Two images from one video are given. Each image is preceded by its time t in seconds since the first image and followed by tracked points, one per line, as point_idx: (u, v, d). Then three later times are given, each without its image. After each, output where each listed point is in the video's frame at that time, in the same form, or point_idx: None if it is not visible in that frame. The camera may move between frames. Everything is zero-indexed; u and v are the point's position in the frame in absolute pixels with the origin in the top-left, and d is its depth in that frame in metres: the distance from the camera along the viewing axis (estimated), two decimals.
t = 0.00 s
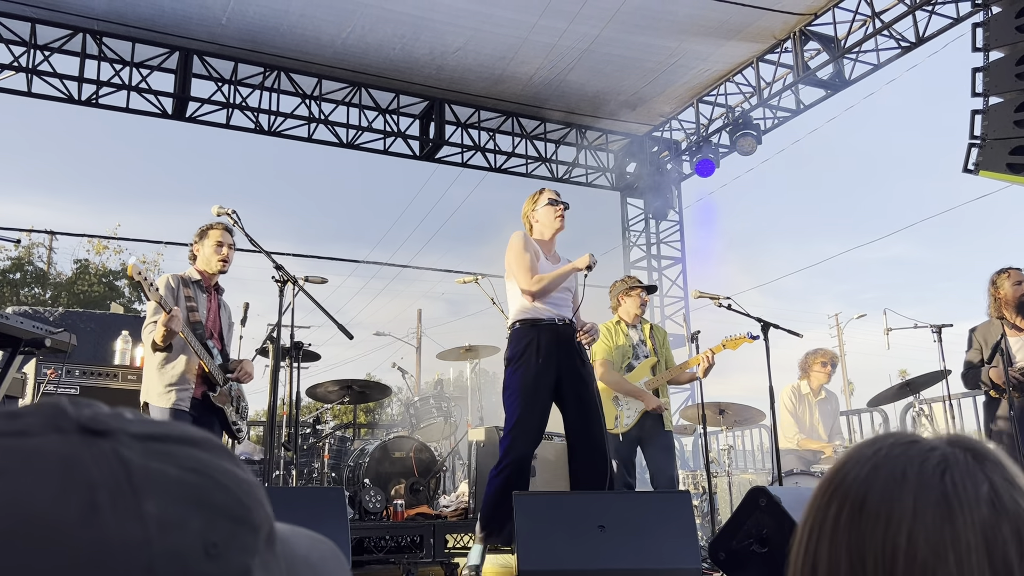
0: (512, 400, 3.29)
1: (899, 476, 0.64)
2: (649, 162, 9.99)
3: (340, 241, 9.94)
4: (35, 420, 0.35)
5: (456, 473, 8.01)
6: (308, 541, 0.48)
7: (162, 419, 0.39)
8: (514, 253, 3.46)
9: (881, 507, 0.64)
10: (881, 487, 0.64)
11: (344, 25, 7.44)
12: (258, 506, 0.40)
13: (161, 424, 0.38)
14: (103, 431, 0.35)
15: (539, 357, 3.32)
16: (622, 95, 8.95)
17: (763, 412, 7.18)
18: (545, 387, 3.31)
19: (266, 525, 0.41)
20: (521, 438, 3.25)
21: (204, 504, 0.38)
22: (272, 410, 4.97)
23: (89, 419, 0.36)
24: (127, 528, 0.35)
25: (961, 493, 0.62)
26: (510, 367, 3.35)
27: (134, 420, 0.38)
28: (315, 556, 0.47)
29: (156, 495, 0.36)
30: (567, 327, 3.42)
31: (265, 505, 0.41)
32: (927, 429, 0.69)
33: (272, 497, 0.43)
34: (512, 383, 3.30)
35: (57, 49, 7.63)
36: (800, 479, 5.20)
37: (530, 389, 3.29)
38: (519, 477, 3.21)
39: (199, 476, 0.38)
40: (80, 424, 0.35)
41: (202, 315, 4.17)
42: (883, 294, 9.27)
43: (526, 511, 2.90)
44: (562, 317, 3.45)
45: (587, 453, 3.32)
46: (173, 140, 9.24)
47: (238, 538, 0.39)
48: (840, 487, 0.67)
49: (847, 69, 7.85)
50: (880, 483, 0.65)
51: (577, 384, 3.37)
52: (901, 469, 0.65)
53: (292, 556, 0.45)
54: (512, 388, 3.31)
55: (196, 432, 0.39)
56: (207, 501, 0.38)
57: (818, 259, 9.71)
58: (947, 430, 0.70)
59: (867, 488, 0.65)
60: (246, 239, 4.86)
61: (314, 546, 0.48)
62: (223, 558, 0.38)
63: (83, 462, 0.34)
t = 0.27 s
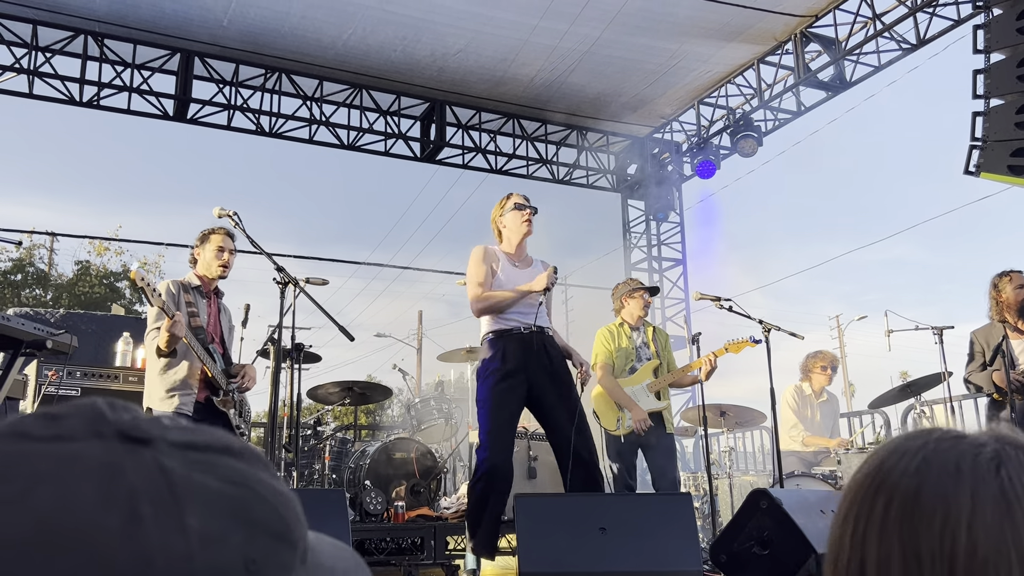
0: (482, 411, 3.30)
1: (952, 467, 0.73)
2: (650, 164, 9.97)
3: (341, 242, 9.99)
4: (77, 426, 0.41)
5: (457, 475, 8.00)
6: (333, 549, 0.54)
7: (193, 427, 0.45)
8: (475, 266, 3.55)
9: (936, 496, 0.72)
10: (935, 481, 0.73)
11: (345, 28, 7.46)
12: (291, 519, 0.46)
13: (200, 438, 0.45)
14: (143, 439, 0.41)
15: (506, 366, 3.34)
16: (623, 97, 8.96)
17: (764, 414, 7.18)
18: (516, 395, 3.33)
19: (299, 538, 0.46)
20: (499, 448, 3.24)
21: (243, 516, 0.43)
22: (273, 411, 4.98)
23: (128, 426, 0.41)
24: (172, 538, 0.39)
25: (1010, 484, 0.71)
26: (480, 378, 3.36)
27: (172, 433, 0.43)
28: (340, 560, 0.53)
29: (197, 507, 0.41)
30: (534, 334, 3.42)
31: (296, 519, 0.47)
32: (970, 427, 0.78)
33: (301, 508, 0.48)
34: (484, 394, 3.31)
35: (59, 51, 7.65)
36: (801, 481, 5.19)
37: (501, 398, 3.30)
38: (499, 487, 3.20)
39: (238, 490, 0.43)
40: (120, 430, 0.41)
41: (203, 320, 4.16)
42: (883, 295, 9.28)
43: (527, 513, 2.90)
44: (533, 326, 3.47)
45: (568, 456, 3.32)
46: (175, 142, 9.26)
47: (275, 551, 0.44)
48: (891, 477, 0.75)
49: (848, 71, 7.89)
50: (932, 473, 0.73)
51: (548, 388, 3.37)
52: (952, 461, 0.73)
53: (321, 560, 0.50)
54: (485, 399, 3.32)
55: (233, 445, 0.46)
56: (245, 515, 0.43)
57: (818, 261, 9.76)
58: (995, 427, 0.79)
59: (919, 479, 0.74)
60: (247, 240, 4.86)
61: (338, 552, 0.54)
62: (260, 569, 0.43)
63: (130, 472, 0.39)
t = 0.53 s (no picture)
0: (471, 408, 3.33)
1: (958, 439, 0.68)
2: (650, 165, 9.99)
3: (341, 244, 9.98)
4: (45, 420, 0.40)
5: (458, 476, 8.01)
6: (349, 538, 0.50)
7: (175, 418, 0.43)
8: (458, 269, 3.60)
9: (942, 466, 0.67)
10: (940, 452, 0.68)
11: (345, 29, 7.47)
12: (279, 517, 0.42)
13: (177, 432, 0.42)
14: (108, 438, 0.39)
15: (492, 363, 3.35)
16: (623, 99, 8.97)
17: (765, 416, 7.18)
18: (503, 392, 3.33)
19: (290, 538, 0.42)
20: (489, 444, 3.25)
21: (216, 517, 0.39)
22: (273, 412, 4.98)
23: (95, 423, 0.39)
24: (131, 545, 0.37)
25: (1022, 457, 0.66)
26: (471, 376, 3.38)
27: (147, 428, 0.41)
28: (352, 552, 0.48)
29: (162, 510, 0.38)
30: (520, 331, 3.40)
31: (287, 517, 0.42)
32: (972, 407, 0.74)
33: (296, 506, 0.44)
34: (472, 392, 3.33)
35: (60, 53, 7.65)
36: (802, 482, 5.19)
37: (488, 395, 3.32)
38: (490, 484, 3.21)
39: (212, 489, 0.40)
40: (85, 428, 0.39)
41: (205, 318, 4.15)
42: (883, 297, 9.29)
43: (527, 514, 2.90)
44: (519, 322, 3.44)
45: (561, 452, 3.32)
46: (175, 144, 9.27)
47: (256, 553, 0.40)
48: (892, 452, 0.71)
49: (848, 73, 7.91)
50: (937, 445, 0.69)
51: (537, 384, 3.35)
52: (958, 433, 0.69)
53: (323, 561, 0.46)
54: (475, 395, 3.33)
55: (216, 436, 0.42)
56: (218, 515, 0.40)
57: (819, 263, 9.71)
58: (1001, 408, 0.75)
59: (924, 452, 0.69)
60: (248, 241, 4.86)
61: (353, 542, 0.50)
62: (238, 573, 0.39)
63: (87, 476, 0.37)
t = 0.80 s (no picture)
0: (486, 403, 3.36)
1: (925, 453, 0.68)
2: (650, 166, 9.98)
3: (342, 246, 9.99)
4: (50, 411, 0.37)
5: (458, 478, 8.00)
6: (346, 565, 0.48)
7: (178, 419, 0.41)
8: (475, 276, 3.62)
9: (908, 481, 0.67)
10: (907, 467, 0.67)
11: (346, 31, 7.47)
12: (263, 513, 0.40)
13: (177, 428, 0.39)
14: (111, 425, 0.37)
15: (509, 360, 3.37)
16: (624, 101, 8.96)
17: (765, 418, 7.16)
18: (516, 390, 3.34)
19: (269, 542, 0.40)
20: (498, 443, 3.27)
21: (201, 504, 0.37)
22: (273, 413, 4.98)
23: (98, 414, 0.37)
24: (110, 517, 0.35)
25: (988, 474, 0.66)
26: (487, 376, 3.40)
27: (148, 422, 0.39)
28: None
29: (148, 486, 0.36)
30: (541, 331, 3.42)
31: (271, 517, 0.40)
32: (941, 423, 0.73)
33: (287, 514, 0.42)
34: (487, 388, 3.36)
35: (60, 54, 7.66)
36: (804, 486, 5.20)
37: (503, 392, 3.34)
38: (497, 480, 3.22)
39: (201, 478, 0.38)
40: (89, 417, 0.37)
41: (205, 319, 4.16)
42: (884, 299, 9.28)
43: (527, 517, 2.88)
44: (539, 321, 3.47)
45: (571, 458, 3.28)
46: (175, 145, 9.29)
47: (234, 544, 0.38)
48: (857, 466, 0.70)
49: (849, 75, 7.91)
50: (904, 459, 0.68)
51: (551, 387, 3.34)
52: (925, 447, 0.68)
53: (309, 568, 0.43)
54: (489, 395, 3.36)
55: (215, 438, 0.40)
56: (202, 503, 0.37)
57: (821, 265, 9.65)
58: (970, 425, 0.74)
59: (889, 466, 0.68)
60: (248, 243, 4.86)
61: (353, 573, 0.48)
62: (214, 560, 0.37)
63: (81, 456, 0.35)
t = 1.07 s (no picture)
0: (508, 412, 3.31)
1: (906, 448, 0.67)
2: (650, 167, 9.98)
3: (342, 247, 9.99)
4: (37, 411, 0.36)
5: (458, 479, 7.99)
6: None
7: (168, 425, 0.40)
8: (509, 281, 3.58)
9: (889, 477, 0.66)
10: (889, 463, 0.67)
11: (346, 32, 7.46)
12: (245, 519, 0.38)
13: (164, 433, 0.38)
14: (100, 423, 0.36)
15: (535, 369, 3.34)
16: (624, 102, 8.96)
17: (766, 419, 7.16)
18: (541, 401, 3.30)
19: (248, 548, 0.39)
20: (516, 446, 3.25)
21: (179, 502, 0.36)
22: (273, 414, 4.96)
23: (87, 413, 0.36)
24: (86, 505, 0.33)
25: (971, 468, 0.65)
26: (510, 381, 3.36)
27: (137, 426, 0.38)
28: None
29: (126, 478, 0.34)
30: (572, 342, 3.43)
31: (252, 522, 0.39)
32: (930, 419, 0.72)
33: (271, 523, 0.41)
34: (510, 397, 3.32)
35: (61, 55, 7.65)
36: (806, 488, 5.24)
37: (527, 402, 3.30)
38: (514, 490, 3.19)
39: (181, 477, 0.36)
40: (78, 415, 0.36)
41: (204, 324, 4.16)
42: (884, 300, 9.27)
43: (528, 517, 2.87)
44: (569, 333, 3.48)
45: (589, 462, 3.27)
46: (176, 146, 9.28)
47: (211, 543, 0.37)
48: (840, 461, 0.70)
49: (849, 76, 7.90)
50: (888, 454, 0.68)
51: (576, 393, 3.33)
52: (907, 443, 0.68)
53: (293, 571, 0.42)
54: (512, 399, 3.32)
55: (201, 445, 0.39)
56: (182, 502, 0.36)
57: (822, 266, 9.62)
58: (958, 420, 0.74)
59: (871, 461, 0.68)
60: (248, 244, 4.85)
61: None
62: (189, 560, 0.35)
63: (64, 448, 0.33)
